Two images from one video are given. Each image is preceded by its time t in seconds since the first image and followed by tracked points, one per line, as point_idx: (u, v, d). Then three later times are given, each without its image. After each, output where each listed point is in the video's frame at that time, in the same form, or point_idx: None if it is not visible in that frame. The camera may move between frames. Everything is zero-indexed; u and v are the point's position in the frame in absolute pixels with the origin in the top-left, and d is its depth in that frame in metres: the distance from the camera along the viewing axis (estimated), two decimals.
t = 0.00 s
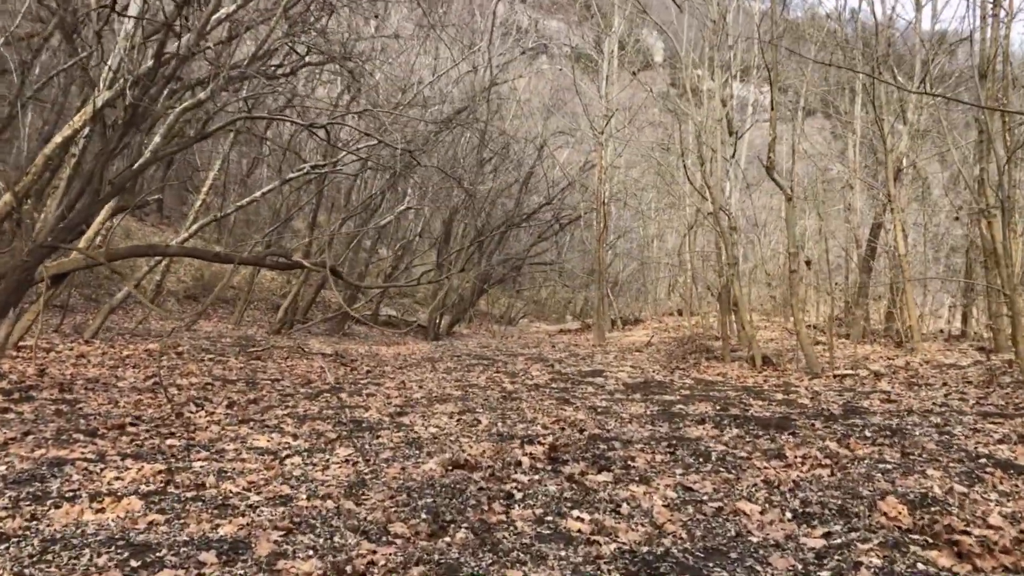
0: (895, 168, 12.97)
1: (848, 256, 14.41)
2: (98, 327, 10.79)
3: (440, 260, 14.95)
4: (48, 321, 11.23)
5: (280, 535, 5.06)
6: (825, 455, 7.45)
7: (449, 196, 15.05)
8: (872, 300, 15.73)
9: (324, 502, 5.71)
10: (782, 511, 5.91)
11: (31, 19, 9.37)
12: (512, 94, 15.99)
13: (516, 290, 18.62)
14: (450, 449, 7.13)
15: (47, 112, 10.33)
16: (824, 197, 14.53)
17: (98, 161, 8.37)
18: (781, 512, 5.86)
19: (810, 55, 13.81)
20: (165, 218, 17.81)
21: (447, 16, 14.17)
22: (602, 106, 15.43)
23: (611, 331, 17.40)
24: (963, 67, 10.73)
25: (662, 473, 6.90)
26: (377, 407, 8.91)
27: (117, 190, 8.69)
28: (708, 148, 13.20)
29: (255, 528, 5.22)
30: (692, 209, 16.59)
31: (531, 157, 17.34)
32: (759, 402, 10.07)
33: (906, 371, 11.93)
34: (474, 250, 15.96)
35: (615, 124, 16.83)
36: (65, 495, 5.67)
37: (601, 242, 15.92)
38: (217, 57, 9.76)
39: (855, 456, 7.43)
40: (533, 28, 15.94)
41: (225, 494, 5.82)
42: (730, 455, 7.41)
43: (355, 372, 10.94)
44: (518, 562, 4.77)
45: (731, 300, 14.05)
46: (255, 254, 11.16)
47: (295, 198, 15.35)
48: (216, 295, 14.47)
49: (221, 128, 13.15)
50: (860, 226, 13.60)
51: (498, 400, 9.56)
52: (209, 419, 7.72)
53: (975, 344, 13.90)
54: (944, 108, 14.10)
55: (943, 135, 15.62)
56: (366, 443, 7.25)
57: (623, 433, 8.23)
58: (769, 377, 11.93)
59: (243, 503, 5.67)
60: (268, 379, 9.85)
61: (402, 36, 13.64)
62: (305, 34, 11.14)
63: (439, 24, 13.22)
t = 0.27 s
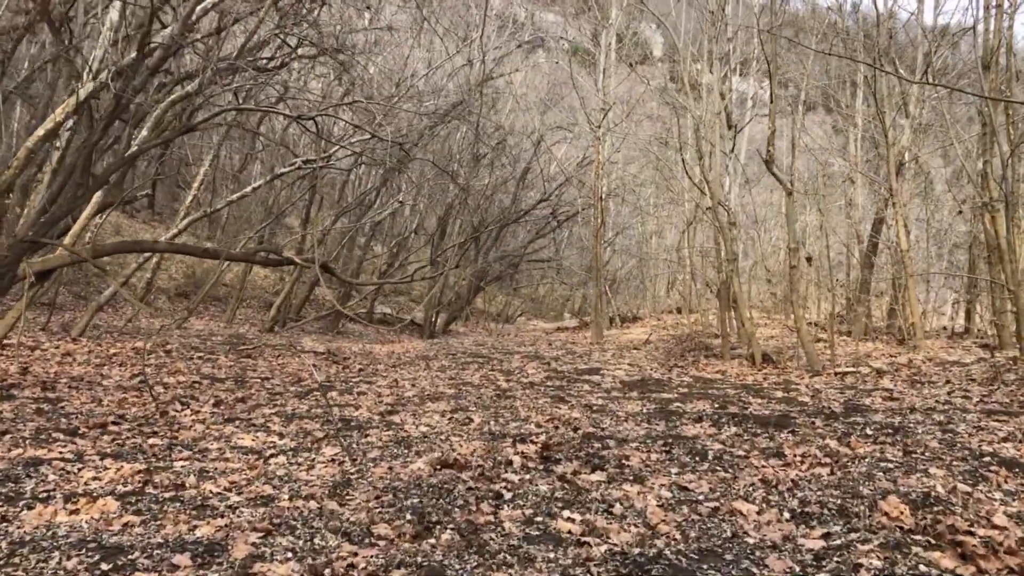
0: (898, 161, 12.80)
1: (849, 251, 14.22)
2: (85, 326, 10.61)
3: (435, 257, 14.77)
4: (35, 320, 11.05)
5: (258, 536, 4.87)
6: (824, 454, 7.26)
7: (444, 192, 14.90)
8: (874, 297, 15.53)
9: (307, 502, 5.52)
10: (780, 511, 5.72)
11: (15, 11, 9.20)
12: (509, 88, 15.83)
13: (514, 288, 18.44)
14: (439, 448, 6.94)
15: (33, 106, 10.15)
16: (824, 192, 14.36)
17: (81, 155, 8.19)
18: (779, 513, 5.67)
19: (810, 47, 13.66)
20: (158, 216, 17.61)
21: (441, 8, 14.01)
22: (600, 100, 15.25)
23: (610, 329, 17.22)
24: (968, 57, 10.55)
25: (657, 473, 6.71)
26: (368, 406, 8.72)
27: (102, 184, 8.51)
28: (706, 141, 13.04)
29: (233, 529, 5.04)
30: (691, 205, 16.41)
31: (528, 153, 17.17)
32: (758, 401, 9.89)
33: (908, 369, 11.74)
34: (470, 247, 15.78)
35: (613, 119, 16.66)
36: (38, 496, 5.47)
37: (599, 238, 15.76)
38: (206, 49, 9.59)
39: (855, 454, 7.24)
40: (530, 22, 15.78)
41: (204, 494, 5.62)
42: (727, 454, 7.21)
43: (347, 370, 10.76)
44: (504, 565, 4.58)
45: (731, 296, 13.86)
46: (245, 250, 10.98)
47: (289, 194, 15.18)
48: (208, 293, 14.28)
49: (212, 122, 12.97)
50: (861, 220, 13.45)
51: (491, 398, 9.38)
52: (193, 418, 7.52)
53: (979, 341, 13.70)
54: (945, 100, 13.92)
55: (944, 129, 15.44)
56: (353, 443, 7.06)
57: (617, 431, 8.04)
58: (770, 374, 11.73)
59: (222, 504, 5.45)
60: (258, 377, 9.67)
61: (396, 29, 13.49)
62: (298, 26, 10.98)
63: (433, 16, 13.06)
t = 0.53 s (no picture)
0: (897, 158, 12.68)
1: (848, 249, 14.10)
2: (73, 325, 10.43)
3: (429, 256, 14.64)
4: (22, 319, 10.87)
5: (236, 542, 4.68)
6: (823, 456, 7.10)
7: (440, 189, 14.78)
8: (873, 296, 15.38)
9: (290, 506, 5.35)
10: (777, 515, 5.56)
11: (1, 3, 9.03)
12: (505, 85, 15.70)
13: (510, 287, 18.29)
14: (428, 450, 6.78)
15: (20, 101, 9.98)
16: (822, 190, 14.22)
17: (65, 149, 8.01)
18: (776, 517, 5.51)
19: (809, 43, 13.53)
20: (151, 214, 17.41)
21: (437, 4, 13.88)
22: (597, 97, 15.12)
23: (607, 329, 17.07)
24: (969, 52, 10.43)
25: (651, 476, 6.55)
26: (358, 407, 8.56)
27: (88, 180, 8.34)
28: (704, 138, 12.90)
29: (212, 533, 4.86)
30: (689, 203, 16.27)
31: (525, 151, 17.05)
32: (756, 402, 9.73)
33: (909, 370, 11.59)
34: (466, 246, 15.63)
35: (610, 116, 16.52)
36: (12, 499, 5.27)
37: (596, 236, 15.62)
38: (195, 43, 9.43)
39: (854, 457, 7.08)
40: (526, 18, 15.66)
41: (185, 497, 5.41)
42: (723, 456, 7.05)
43: (339, 370, 10.60)
44: (490, 571, 4.42)
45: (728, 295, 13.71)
46: (236, 249, 10.82)
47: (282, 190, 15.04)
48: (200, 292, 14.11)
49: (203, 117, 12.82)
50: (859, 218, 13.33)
51: (484, 399, 9.22)
52: (178, 418, 7.36)
53: (980, 342, 13.54)
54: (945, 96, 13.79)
55: (944, 127, 15.31)
56: (340, 444, 6.90)
57: (612, 433, 7.88)
58: (768, 375, 11.57)
59: (202, 507, 5.25)
60: (247, 378, 9.51)
61: (391, 24, 13.36)
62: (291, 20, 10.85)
63: (428, 12, 12.94)
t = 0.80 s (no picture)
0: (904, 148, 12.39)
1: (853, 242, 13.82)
2: (59, 320, 10.17)
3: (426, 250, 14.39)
4: (8, 314, 10.61)
5: (211, 548, 4.34)
6: (828, 455, 6.83)
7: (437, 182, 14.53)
8: (878, 291, 15.08)
9: (270, 509, 5.07)
10: (782, 518, 5.29)
11: None
12: (503, 76, 15.43)
13: (509, 282, 18.03)
14: (417, 449, 6.53)
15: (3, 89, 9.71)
16: (827, 181, 13.94)
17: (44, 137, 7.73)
18: (781, 520, 5.24)
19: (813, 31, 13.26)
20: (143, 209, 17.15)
21: None
22: (597, 87, 14.84)
23: (607, 324, 16.80)
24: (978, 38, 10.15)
25: (650, 476, 6.28)
26: (349, 404, 8.31)
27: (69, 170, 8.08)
28: (705, 128, 12.63)
29: (186, 537, 4.53)
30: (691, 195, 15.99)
31: (524, 143, 16.78)
32: (758, 399, 9.47)
33: (915, 366, 11.31)
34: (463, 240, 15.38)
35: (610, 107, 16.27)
36: None
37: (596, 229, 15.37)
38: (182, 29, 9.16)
39: (861, 456, 6.81)
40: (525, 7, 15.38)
41: (161, 499, 5.11)
42: (725, 455, 6.79)
43: (331, 367, 10.35)
44: None
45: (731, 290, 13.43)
46: (226, 242, 10.57)
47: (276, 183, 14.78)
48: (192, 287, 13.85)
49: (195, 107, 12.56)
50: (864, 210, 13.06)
51: (479, 396, 8.97)
52: (160, 416, 7.10)
53: (988, 337, 13.26)
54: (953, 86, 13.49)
55: (951, 119, 15.02)
56: (327, 443, 6.64)
57: (609, 431, 7.61)
58: (771, 371, 11.29)
59: (177, 509, 4.97)
60: (236, 374, 9.25)
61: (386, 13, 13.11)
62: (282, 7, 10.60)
63: None
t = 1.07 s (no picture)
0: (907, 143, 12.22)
1: (856, 240, 13.60)
2: (46, 321, 9.99)
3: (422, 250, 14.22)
4: None
5: (179, 552, 4.14)
6: (828, 456, 6.61)
7: (433, 181, 14.38)
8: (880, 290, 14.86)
9: (245, 511, 4.87)
10: (779, 521, 5.08)
11: None
12: (500, 74, 15.29)
13: (507, 283, 17.85)
14: (403, 451, 6.33)
15: None
16: (828, 178, 13.73)
17: (23, 132, 7.55)
18: (778, 522, 5.02)
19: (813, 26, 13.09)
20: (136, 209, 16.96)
21: None
22: (595, 84, 14.66)
23: (606, 325, 16.60)
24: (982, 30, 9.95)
25: (644, 477, 6.06)
26: (337, 405, 8.11)
27: (51, 166, 7.90)
28: (705, 123, 12.43)
29: (154, 541, 4.33)
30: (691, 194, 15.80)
31: (522, 142, 16.60)
32: (758, 398, 9.25)
33: (920, 366, 11.07)
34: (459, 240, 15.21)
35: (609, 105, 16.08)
36: None
37: (595, 228, 15.18)
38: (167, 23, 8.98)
39: (862, 457, 6.59)
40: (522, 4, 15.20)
41: (132, 502, 4.92)
42: (722, 456, 6.58)
43: (322, 368, 10.16)
44: None
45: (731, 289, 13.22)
46: (216, 241, 10.38)
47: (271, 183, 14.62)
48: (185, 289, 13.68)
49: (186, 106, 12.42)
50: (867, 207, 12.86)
51: (472, 397, 8.76)
52: (141, 417, 6.90)
53: (993, 336, 13.01)
54: (956, 82, 13.28)
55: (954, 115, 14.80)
56: (310, 444, 6.45)
57: (603, 432, 7.41)
58: (772, 371, 11.07)
59: (148, 513, 4.76)
60: (223, 375, 9.06)
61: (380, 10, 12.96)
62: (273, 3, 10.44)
63: None
